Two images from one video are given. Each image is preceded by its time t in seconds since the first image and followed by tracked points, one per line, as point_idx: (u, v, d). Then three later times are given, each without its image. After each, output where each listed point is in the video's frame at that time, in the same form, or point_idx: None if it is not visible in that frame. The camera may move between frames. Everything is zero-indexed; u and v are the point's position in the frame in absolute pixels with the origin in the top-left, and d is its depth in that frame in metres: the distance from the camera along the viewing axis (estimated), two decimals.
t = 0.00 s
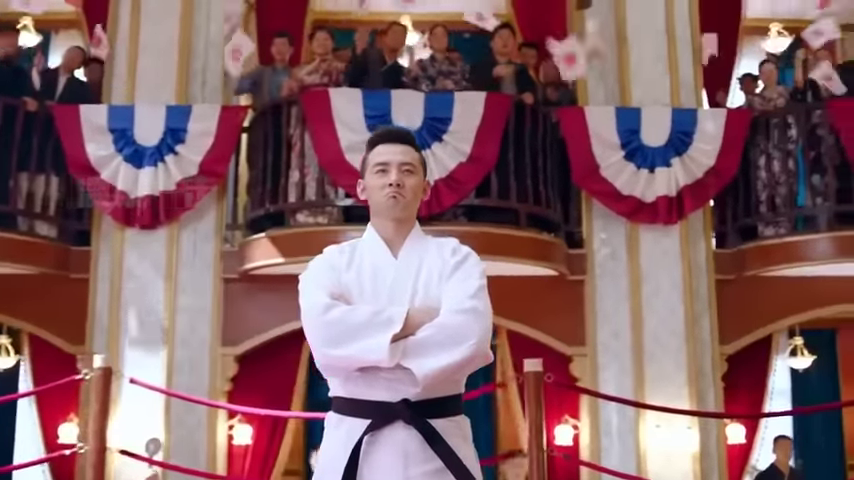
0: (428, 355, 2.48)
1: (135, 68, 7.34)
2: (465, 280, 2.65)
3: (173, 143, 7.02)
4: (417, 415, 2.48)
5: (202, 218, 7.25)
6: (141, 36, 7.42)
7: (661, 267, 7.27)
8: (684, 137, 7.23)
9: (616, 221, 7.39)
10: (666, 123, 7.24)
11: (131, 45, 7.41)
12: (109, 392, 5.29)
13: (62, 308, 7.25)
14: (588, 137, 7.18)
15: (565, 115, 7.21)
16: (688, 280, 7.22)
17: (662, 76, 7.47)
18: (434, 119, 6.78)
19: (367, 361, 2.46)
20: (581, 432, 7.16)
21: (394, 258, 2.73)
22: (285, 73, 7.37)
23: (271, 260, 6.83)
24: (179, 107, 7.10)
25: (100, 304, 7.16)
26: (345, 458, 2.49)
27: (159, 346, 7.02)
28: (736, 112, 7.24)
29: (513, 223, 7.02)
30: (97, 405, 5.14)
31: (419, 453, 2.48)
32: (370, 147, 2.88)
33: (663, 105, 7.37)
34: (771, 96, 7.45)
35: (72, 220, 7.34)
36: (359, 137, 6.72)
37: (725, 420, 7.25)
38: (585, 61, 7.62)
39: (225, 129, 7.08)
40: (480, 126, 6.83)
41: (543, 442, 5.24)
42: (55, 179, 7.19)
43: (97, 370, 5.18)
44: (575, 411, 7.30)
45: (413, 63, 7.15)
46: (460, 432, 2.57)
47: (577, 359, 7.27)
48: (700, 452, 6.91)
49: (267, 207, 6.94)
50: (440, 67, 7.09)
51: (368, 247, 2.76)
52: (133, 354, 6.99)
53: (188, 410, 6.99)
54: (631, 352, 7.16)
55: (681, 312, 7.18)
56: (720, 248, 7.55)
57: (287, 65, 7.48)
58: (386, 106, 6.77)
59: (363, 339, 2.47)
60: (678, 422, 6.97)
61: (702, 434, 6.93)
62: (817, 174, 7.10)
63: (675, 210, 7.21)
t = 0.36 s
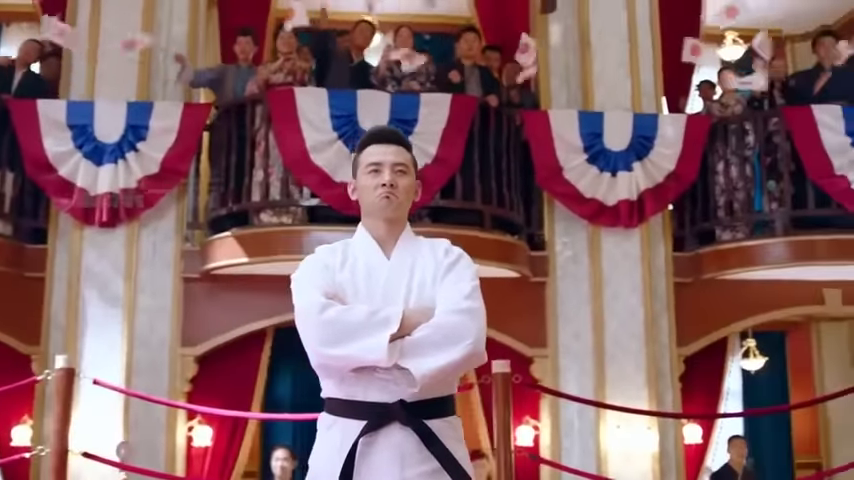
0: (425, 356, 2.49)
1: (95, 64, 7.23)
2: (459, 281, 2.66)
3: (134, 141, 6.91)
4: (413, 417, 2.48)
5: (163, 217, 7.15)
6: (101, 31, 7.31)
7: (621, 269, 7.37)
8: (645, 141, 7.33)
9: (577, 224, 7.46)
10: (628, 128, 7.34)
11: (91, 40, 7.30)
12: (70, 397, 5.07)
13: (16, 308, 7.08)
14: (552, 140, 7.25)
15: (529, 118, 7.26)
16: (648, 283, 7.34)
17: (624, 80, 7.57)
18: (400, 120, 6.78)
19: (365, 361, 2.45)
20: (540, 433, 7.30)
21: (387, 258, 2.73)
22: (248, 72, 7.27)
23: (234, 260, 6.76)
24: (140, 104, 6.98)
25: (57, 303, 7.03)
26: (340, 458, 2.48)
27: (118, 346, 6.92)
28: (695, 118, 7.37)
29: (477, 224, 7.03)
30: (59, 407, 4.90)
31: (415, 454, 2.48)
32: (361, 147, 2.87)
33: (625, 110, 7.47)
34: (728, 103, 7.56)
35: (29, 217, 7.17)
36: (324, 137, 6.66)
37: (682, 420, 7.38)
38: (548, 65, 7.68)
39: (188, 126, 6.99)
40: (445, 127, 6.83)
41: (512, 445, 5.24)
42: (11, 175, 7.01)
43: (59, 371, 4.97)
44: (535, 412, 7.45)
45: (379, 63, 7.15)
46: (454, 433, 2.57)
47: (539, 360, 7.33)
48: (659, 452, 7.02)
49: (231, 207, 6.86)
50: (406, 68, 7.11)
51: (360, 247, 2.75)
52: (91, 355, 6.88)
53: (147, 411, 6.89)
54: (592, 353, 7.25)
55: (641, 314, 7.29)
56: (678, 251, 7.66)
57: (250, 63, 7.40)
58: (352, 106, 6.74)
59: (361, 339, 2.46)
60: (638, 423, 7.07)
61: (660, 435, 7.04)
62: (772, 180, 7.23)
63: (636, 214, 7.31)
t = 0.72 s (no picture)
0: (422, 355, 2.49)
1: (55, 57, 7.10)
2: (453, 281, 2.66)
3: (95, 136, 6.79)
4: (410, 417, 2.48)
5: (123, 214, 7.04)
6: (61, 23, 7.19)
7: (583, 270, 7.46)
8: (608, 144, 7.43)
9: (540, 225, 7.53)
10: (591, 130, 7.43)
11: (51, 32, 7.16)
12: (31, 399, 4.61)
13: None
14: (516, 141, 7.30)
15: (495, 119, 7.31)
16: (609, 284, 7.44)
17: (588, 84, 7.66)
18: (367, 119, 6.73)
19: (362, 359, 2.44)
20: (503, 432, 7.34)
21: (380, 257, 2.73)
22: (210, 69, 7.10)
23: (200, 257, 6.70)
24: (102, 98, 6.88)
25: (13, 300, 6.88)
26: (337, 457, 2.48)
27: (77, 343, 6.82)
28: (656, 122, 7.49)
29: (442, 224, 7.05)
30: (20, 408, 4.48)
31: (412, 454, 2.48)
32: (353, 146, 2.87)
33: (588, 112, 7.56)
34: (689, 107, 7.76)
35: None
36: (290, 135, 6.62)
37: (641, 420, 7.48)
38: (512, 66, 7.73)
39: (150, 122, 6.87)
40: (412, 127, 6.84)
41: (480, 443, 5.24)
42: None
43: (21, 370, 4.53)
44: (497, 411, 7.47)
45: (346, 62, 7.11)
46: (448, 432, 2.57)
47: (501, 360, 7.35)
48: (620, 450, 7.13)
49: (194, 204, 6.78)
50: (372, 67, 7.10)
51: (353, 245, 2.74)
52: (50, 354, 6.77)
53: (106, 410, 6.77)
54: (554, 354, 7.32)
55: (602, 315, 7.40)
56: (638, 252, 7.74)
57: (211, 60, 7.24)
58: (319, 105, 6.70)
59: (358, 337, 2.45)
60: (599, 422, 7.15)
61: (621, 433, 7.14)
62: (731, 183, 7.37)
63: (599, 216, 7.39)
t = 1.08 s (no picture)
0: (417, 354, 2.49)
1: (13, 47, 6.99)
2: (445, 280, 2.67)
3: (53, 128, 6.66)
4: (405, 415, 2.49)
5: (81, 209, 6.92)
6: (20, 13, 7.08)
7: (544, 270, 7.53)
8: (571, 145, 7.50)
9: (502, 224, 7.58)
10: (554, 131, 7.49)
11: (9, 21, 7.05)
12: None
13: None
14: (480, 141, 7.33)
15: (459, 120, 7.33)
16: (570, 285, 7.52)
17: (551, 85, 7.72)
18: (332, 117, 6.70)
19: (358, 359, 2.44)
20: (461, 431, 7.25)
21: (371, 257, 2.72)
22: (175, 63, 7.03)
23: (163, 253, 6.61)
24: (61, 90, 6.74)
25: None
26: (332, 457, 2.47)
27: (32, 340, 6.70)
28: (617, 124, 7.58)
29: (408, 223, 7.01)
30: None
31: (407, 452, 2.48)
32: (342, 144, 2.86)
33: (550, 113, 7.62)
34: (648, 111, 7.81)
35: None
36: (256, 132, 6.56)
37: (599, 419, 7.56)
38: (476, 67, 7.76)
39: (111, 116, 6.77)
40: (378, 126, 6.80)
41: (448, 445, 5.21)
42: None
43: None
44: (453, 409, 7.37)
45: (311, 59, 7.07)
46: (441, 430, 2.58)
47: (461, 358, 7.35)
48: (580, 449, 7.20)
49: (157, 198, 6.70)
50: (337, 64, 7.04)
51: (344, 244, 2.73)
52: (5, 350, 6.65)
53: (62, 408, 6.63)
54: (516, 353, 7.36)
55: (563, 315, 7.47)
56: (598, 253, 7.86)
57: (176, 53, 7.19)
58: (283, 101, 6.65)
59: (355, 337, 2.45)
60: (559, 421, 7.22)
61: (582, 433, 7.21)
62: (690, 186, 7.50)
63: (561, 216, 7.47)
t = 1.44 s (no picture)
0: (412, 354, 2.50)
1: None
2: (437, 280, 2.68)
3: (12, 121, 6.51)
4: (399, 414, 2.49)
5: (39, 203, 6.77)
6: None
7: (507, 270, 7.57)
8: (534, 146, 7.55)
9: (466, 225, 7.60)
10: (518, 132, 7.55)
11: None
12: None
13: None
14: (445, 141, 7.35)
15: (423, 118, 7.34)
16: (533, 285, 7.59)
17: (515, 86, 7.78)
18: (299, 114, 6.65)
19: (354, 359, 2.44)
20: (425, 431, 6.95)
21: (363, 256, 2.72)
22: (137, 56, 6.93)
23: (126, 250, 6.50)
24: (19, 82, 6.58)
25: None
26: (326, 455, 2.46)
27: None
28: (581, 127, 7.67)
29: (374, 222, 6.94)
30: None
31: (401, 452, 2.49)
32: (333, 143, 2.85)
33: (515, 115, 7.68)
34: (610, 114, 7.91)
35: None
36: (223, 128, 6.48)
37: (560, 418, 7.64)
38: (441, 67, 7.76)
39: (72, 109, 6.63)
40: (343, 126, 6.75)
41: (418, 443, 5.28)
42: None
43: None
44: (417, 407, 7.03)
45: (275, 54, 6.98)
46: (432, 429, 2.59)
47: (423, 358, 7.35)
48: (540, 448, 7.27)
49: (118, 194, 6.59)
50: (304, 62, 7.01)
51: (336, 243, 2.73)
52: None
53: (18, 406, 6.48)
54: (479, 353, 7.38)
55: (525, 315, 7.53)
56: (559, 254, 7.92)
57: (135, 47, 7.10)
58: (250, 97, 6.58)
59: (350, 337, 2.45)
60: (521, 420, 7.27)
61: (543, 432, 7.29)
62: (651, 189, 7.63)
63: (524, 217, 7.53)
